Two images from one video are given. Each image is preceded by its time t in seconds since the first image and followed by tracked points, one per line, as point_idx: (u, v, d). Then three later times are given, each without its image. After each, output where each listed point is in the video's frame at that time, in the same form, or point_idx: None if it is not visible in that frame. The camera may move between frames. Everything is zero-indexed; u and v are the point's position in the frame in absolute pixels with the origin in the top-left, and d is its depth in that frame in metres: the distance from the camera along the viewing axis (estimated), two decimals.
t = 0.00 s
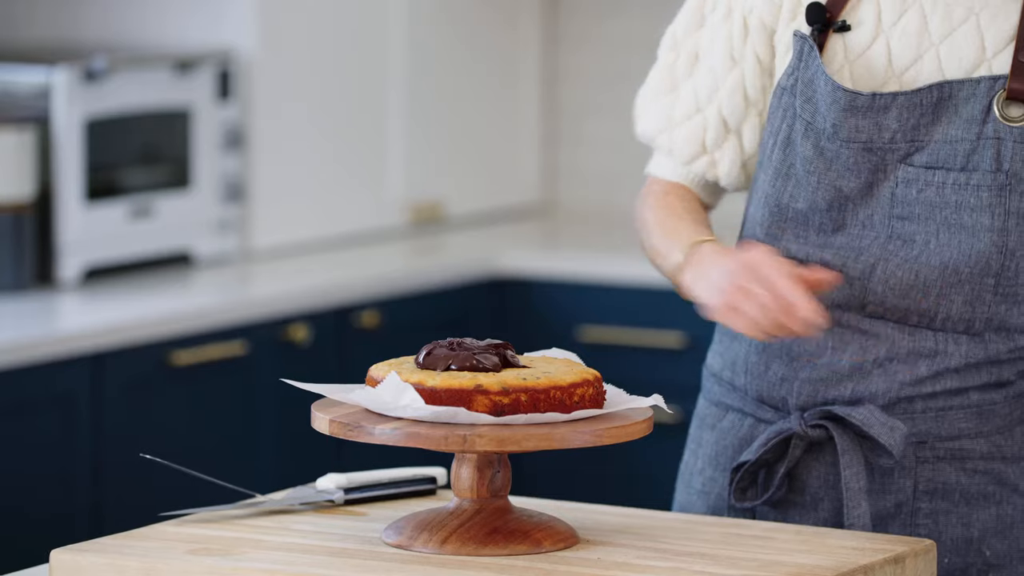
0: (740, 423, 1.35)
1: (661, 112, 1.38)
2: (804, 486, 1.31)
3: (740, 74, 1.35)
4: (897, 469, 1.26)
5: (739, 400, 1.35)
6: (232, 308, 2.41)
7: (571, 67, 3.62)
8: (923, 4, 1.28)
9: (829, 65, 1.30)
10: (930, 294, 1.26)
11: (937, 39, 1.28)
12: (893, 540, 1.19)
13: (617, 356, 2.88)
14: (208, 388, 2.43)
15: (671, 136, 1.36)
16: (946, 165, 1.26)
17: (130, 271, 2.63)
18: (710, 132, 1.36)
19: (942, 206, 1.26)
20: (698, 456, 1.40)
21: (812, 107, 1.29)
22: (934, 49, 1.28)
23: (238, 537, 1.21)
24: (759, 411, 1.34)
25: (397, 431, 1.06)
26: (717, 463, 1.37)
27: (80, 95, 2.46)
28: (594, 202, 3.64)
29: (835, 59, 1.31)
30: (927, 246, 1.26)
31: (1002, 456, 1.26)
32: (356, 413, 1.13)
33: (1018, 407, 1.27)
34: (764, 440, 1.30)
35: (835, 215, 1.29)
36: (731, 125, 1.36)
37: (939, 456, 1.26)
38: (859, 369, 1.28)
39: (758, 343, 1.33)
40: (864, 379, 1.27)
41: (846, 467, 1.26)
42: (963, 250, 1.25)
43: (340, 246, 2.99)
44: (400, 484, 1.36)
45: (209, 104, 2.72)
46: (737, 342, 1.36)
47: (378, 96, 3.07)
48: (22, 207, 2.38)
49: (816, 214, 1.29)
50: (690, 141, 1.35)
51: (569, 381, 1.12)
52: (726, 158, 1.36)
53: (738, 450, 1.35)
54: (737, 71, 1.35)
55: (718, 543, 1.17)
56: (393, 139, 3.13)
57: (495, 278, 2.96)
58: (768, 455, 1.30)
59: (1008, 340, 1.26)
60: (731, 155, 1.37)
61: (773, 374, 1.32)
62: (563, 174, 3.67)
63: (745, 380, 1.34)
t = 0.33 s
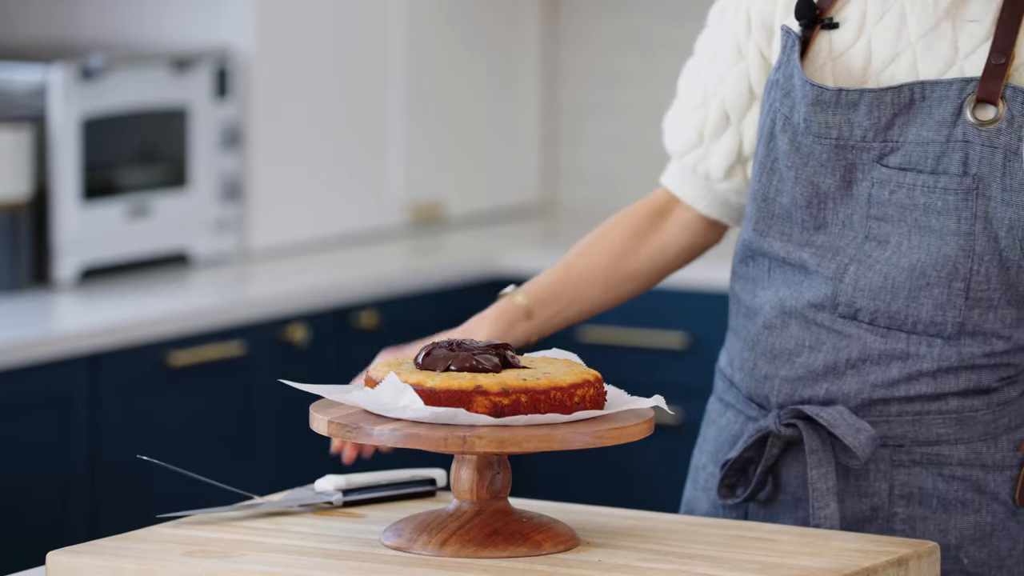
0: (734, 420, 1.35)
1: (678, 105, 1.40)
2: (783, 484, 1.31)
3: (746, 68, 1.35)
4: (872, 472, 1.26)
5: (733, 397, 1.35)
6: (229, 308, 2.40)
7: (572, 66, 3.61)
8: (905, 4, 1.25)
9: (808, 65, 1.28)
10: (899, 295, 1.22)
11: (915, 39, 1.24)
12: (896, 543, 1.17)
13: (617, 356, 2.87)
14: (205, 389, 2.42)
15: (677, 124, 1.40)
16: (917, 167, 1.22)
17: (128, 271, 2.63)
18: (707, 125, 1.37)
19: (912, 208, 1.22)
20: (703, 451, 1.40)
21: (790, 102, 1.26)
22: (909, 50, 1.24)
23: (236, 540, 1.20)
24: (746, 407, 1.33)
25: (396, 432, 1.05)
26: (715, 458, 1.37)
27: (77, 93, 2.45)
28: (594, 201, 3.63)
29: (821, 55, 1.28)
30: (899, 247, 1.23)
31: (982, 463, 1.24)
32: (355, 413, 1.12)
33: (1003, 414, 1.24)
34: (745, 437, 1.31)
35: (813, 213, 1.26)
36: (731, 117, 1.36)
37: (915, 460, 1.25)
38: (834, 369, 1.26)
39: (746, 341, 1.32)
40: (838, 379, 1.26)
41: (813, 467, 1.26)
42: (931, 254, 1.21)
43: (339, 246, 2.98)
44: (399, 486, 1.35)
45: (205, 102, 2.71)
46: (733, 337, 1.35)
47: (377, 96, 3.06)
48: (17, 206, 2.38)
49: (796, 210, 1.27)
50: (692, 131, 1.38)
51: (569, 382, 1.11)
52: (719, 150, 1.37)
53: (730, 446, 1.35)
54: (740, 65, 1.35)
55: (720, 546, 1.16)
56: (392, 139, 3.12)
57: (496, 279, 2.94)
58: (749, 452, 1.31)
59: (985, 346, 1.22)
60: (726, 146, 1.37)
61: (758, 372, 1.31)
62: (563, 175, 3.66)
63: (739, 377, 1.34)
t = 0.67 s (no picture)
0: (700, 425, 1.29)
1: (631, 113, 1.35)
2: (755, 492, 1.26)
3: (704, 69, 1.30)
4: (846, 475, 1.22)
5: (700, 402, 1.29)
6: (227, 308, 2.39)
7: (572, 65, 3.60)
8: None
9: (779, 54, 1.25)
10: (870, 284, 1.19)
11: (886, 28, 1.21)
12: (900, 544, 1.16)
13: (619, 357, 2.85)
14: (205, 389, 2.41)
15: (634, 131, 1.34)
16: (886, 151, 1.19)
17: (125, 271, 2.62)
18: (666, 129, 1.32)
19: (880, 191, 1.19)
20: (667, 459, 1.35)
21: (756, 89, 1.23)
22: (878, 41, 1.21)
23: (234, 542, 1.18)
24: (711, 416, 1.28)
25: (395, 433, 1.04)
26: (681, 467, 1.32)
27: (74, 91, 2.44)
28: (595, 200, 3.62)
29: (788, 45, 1.25)
30: (867, 234, 1.19)
31: (955, 463, 1.21)
32: (352, 414, 1.11)
33: (975, 414, 1.21)
34: (715, 444, 1.26)
35: (777, 201, 1.22)
36: (690, 119, 1.31)
37: (890, 463, 1.21)
38: (805, 371, 1.21)
39: (710, 346, 1.27)
40: (811, 381, 1.21)
41: (789, 473, 1.21)
42: (901, 238, 1.18)
43: (338, 246, 2.97)
44: (399, 488, 1.34)
45: (204, 100, 2.70)
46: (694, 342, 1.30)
47: (377, 97, 3.05)
48: (13, 205, 2.37)
49: (759, 199, 1.22)
50: (652, 135, 1.32)
51: (570, 383, 1.09)
52: (679, 154, 1.32)
53: (699, 452, 1.29)
54: (700, 66, 1.30)
55: (721, 547, 1.15)
56: (392, 139, 3.11)
57: (497, 278, 2.94)
58: (720, 459, 1.26)
59: (957, 338, 1.18)
60: (685, 150, 1.31)
61: (724, 378, 1.26)
62: (564, 174, 3.65)
63: (703, 381, 1.28)
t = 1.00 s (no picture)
0: (677, 431, 1.28)
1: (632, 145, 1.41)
2: (739, 493, 1.25)
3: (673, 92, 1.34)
4: (833, 473, 1.20)
5: (674, 408, 1.28)
6: (223, 308, 2.38)
7: (572, 64, 3.59)
8: None
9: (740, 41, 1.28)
10: (847, 267, 1.20)
11: (842, 10, 1.23)
12: (902, 547, 1.15)
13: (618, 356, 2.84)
14: (201, 388, 2.40)
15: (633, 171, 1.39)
16: (851, 129, 1.21)
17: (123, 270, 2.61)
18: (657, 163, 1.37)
19: (849, 169, 1.20)
20: (642, 467, 1.34)
21: (719, 78, 1.27)
22: (837, 23, 1.23)
23: (231, 544, 1.17)
24: (692, 419, 1.27)
25: (393, 434, 1.03)
26: (660, 473, 1.30)
27: (70, 89, 2.42)
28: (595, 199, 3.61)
29: (746, 37, 1.28)
30: (837, 215, 1.20)
31: (941, 460, 1.20)
32: (351, 416, 1.10)
33: (958, 411, 1.21)
34: (699, 446, 1.24)
35: (743, 189, 1.24)
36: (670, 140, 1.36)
37: (877, 459, 1.19)
38: (787, 364, 1.21)
39: (684, 349, 1.26)
40: (797, 374, 1.21)
41: (779, 471, 1.20)
42: (873, 216, 1.19)
43: (336, 246, 2.96)
44: (398, 490, 1.33)
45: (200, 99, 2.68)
46: (668, 347, 1.29)
47: (376, 96, 3.05)
48: (10, 204, 2.36)
49: (725, 189, 1.25)
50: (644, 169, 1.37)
51: (570, 384, 1.09)
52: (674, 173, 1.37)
53: (677, 458, 1.28)
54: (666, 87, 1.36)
55: (723, 549, 1.14)
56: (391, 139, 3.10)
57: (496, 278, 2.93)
58: (702, 462, 1.24)
59: (936, 320, 1.18)
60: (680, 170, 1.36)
61: (702, 379, 1.25)
62: (563, 173, 3.64)
63: (679, 387, 1.27)
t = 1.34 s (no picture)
0: (689, 427, 1.33)
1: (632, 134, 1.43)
2: (749, 491, 1.29)
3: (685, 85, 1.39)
4: (842, 471, 1.26)
5: (687, 404, 1.33)
6: (223, 308, 2.36)
7: (573, 62, 3.58)
8: None
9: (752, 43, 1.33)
10: (857, 266, 1.25)
11: (852, 12, 1.28)
12: (905, 549, 1.14)
13: (618, 356, 2.83)
14: (199, 389, 2.39)
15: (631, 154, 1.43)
16: (861, 129, 1.26)
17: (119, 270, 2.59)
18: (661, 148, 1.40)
19: (859, 168, 1.26)
20: (654, 465, 1.38)
21: (729, 78, 1.33)
22: (848, 24, 1.29)
23: (229, 546, 1.16)
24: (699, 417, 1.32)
25: (392, 436, 1.03)
26: (671, 469, 1.35)
27: (67, 87, 2.41)
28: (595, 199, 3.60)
29: (759, 37, 1.33)
30: (847, 215, 1.26)
31: (950, 460, 1.25)
32: (350, 417, 1.09)
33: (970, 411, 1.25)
34: (706, 444, 1.28)
35: (753, 187, 1.30)
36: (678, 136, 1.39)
37: (886, 458, 1.25)
38: (796, 360, 1.26)
39: (695, 345, 1.32)
40: (805, 370, 1.26)
41: (785, 467, 1.25)
42: (882, 214, 1.24)
43: (335, 246, 2.95)
44: (397, 492, 1.32)
45: (199, 98, 2.67)
46: (682, 345, 1.35)
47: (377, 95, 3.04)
48: (6, 203, 2.36)
49: (736, 189, 1.31)
50: (645, 159, 1.41)
51: (570, 385, 1.09)
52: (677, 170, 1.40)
53: (688, 455, 1.33)
54: (681, 81, 1.39)
55: (724, 551, 1.13)
56: (390, 138, 3.09)
57: (495, 277, 2.93)
58: (711, 458, 1.28)
59: (946, 319, 1.23)
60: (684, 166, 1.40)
61: (712, 376, 1.30)
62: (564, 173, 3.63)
63: (692, 383, 1.33)
